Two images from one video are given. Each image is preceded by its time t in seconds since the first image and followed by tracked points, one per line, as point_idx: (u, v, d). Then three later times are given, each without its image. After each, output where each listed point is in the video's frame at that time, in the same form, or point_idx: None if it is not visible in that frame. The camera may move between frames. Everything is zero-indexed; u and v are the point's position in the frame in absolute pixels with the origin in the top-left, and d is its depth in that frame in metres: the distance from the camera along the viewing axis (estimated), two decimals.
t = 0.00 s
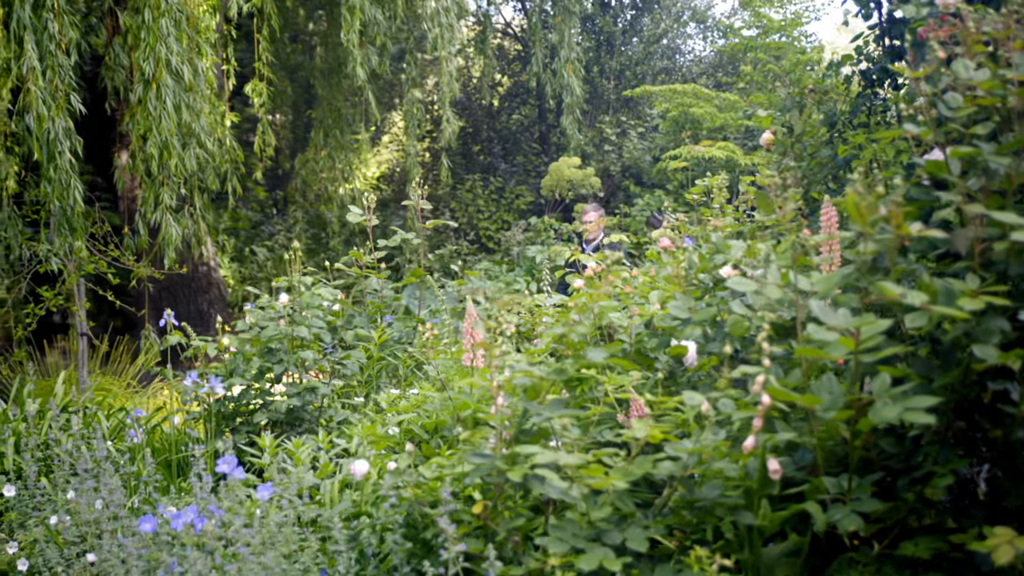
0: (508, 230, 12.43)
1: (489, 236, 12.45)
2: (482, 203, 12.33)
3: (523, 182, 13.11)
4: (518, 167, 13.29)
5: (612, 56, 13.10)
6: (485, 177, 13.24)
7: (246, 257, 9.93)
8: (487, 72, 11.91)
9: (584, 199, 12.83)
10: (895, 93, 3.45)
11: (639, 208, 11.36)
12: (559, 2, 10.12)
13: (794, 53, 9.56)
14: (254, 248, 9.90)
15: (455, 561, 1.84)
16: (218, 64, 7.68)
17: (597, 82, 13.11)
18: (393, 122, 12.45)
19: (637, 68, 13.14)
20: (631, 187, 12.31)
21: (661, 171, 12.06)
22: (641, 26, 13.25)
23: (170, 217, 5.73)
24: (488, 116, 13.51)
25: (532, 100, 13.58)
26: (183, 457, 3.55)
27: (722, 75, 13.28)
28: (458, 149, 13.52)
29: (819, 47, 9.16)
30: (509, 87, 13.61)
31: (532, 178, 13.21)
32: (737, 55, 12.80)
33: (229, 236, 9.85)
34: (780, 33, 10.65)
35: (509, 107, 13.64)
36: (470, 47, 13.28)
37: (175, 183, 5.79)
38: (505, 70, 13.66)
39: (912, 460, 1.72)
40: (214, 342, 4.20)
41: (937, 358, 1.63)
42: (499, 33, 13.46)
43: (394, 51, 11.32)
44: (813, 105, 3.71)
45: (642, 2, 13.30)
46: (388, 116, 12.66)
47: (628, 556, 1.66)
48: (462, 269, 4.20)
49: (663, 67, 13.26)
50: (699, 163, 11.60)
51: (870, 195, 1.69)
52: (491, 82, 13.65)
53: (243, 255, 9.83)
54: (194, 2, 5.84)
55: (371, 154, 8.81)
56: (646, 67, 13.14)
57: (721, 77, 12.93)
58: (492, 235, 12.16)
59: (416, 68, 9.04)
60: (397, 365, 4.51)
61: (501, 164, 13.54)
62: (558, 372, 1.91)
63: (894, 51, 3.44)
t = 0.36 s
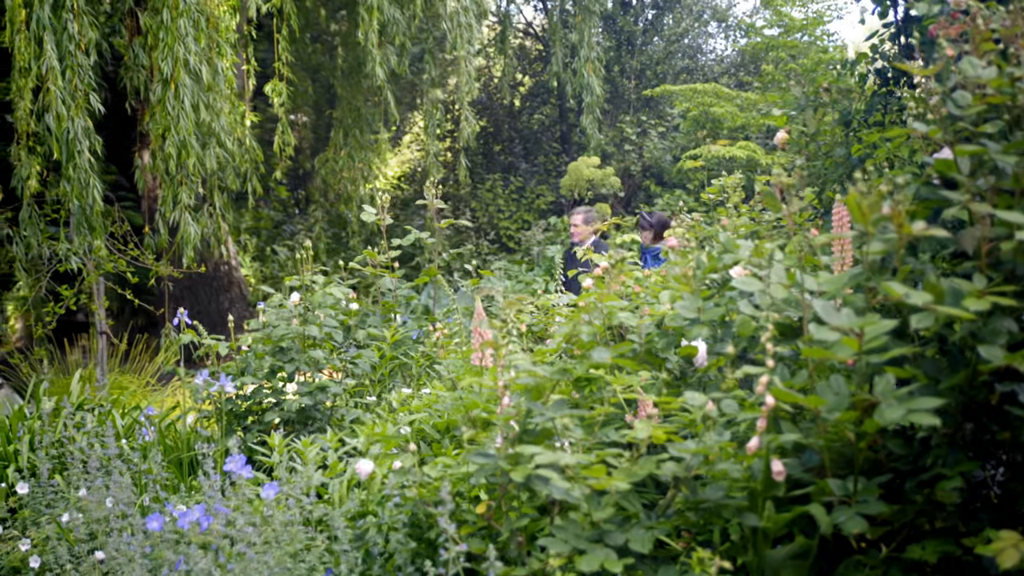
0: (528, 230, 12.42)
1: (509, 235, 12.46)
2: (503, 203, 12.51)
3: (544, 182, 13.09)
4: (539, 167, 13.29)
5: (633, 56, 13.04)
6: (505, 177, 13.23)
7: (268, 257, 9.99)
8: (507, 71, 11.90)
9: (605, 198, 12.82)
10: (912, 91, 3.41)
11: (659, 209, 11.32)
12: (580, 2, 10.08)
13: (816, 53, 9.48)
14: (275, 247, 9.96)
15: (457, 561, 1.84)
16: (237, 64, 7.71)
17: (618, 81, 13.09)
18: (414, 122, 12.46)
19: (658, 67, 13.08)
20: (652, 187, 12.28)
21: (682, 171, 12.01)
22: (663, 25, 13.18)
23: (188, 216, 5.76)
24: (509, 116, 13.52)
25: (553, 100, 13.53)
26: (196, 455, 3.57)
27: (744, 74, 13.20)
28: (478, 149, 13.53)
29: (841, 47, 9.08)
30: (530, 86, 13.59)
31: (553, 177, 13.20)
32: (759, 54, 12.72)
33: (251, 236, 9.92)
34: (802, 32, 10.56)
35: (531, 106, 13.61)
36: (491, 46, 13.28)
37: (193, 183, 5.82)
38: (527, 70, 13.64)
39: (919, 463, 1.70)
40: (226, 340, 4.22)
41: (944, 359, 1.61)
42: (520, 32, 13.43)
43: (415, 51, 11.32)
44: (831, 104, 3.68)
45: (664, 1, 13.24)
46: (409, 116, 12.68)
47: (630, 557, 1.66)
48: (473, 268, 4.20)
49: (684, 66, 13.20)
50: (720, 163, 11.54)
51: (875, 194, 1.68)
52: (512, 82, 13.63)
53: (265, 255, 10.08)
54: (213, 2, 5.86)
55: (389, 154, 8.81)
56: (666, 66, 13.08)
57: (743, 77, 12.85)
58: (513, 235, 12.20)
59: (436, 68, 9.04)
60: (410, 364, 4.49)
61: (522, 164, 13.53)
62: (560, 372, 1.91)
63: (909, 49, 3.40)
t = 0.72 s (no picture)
0: (550, 229, 12.41)
1: (531, 235, 12.49)
2: (524, 203, 12.55)
3: (567, 182, 13.10)
4: (561, 167, 13.29)
5: (655, 55, 13.00)
6: (527, 177, 13.23)
7: (290, 256, 10.08)
8: (529, 71, 11.90)
9: (628, 198, 12.83)
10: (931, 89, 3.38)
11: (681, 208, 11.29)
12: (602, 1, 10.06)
13: (839, 51, 9.42)
14: (298, 247, 10.04)
15: (460, 562, 1.83)
16: (258, 63, 7.75)
17: (640, 81, 13.08)
18: (436, 122, 12.48)
19: (680, 66, 13.03)
20: (674, 187, 12.27)
21: (704, 171, 11.97)
22: (685, 24, 13.14)
23: (207, 215, 5.79)
24: (532, 115, 13.52)
25: (575, 99, 13.51)
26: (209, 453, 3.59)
27: (767, 74, 13.14)
28: (501, 149, 13.53)
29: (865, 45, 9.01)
30: (553, 86, 13.58)
31: (575, 177, 13.23)
32: (783, 53, 12.65)
33: (274, 235, 10.00)
34: (825, 30, 10.48)
35: (553, 106, 13.59)
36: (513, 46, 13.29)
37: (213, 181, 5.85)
38: (549, 70, 13.64)
39: (928, 464, 1.67)
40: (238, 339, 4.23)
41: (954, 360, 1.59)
42: (542, 32, 13.44)
43: (436, 51, 11.33)
44: (849, 103, 3.66)
45: None
46: (430, 116, 12.71)
47: (634, 559, 1.65)
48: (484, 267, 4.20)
49: (707, 65, 13.14)
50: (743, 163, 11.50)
51: (881, 191, 1.66)
52: (535, 81, 13.63)
53: (288, 255, 10.16)
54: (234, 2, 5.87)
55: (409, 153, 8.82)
56: (688, 65, 13.02)
57: (766, 76, 12.79)
58: (535, 234, 12.21)
59: (456, 67, 9.04)
60: (423, 365, 4.40)
61: (544, 164, 13.52)
62: (565, 371, 1.90)
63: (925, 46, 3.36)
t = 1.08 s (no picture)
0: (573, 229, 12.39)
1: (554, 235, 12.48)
2: (548, 202, 12.56)
3: (590, 181, 13.06)
4: (584, 166, 13.25)
5: (680, 54, 12.92)
6: (551, 176, 13.19)
7: (313, 256, 10.12)
8: (553, 69, 11.87)
9: (651, 198, 12.79)
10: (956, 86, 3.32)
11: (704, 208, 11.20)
12: None
13: (867, 50, 9.29)
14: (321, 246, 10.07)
15: (464, 562, 1.82)
16: (280, 63, 7.77)
17: (664, 79, 13.01)
18: (459, 121, 12.46)
19: (704, 64, 12.95)
20: (698, 186, 12.20)
21: (728, 171, 11.87)
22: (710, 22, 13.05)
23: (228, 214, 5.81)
24: (556, 115, 13.48)
25: (599, 98, 13.45)
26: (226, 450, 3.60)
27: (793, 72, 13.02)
28: (525, 148, 13.51)
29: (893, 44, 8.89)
30: (577, 85, 13.54)
31: (599, 176, 13.19)
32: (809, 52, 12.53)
33: (298, 234, 10.04)
34: (852, 28, 10.37)
35: (577, 105, 13.54)
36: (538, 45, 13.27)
37: (233, 180, 5.88)
38: (574, 69, 13.60)
39: (938, 466, 1.65)
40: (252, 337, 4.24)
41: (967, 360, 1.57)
42: (566, 31, 13.41)
43: (459, 50, 11.31)
44: (872, 101, 3.61)
45: None
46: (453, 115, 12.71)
47: (640, 560, 1.63)
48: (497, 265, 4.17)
49: (731, 64, 13.05)
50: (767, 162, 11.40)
51: (890, 190, 1.64)
52: (560, 80, 13.58)
53: (311, 254, 10.19)
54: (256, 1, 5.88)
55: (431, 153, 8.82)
56: (713, 64, 12.93)
57: (792, 75, 12.67)
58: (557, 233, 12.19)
59: (479, 67, 9.02)
60: (440, 363, 4.33)
61: (567, 163, 13.50)
62: (572, 371, 1.88)
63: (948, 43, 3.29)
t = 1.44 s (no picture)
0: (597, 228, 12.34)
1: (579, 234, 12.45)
2: (572, 201, 12.53)
3: (614, 181, 13.02)
4: (609, 167, 13.23)
5: (705, 53, 12.85)
6: (576, 176, 13.14)
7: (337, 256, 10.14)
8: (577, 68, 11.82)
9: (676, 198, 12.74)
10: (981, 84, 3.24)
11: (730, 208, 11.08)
12: None
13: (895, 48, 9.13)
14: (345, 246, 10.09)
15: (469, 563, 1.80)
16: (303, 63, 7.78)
17: (689, 79, 12.94)
18: (483, 120, 12.45)
19: (730, 64, 12.86)
20: (723, 186, 12.10)
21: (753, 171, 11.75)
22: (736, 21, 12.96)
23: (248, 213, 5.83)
24: (581, 114, 13.43)
25: (625, 97, 13.38)
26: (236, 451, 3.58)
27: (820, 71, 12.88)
28: (550, 147, 13.48)
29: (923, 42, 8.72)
30: (602, 84, 13.49)
31: (623, 176, 13.14)
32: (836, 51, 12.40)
33: (322, 234, 10.06)
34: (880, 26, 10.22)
35: (603, 105, 13.50)
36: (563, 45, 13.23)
37: (255, 179, 5.90)
38: (599, 68, 13.55)
39: (952, 468, 1.61)
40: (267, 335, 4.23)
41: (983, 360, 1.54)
42: (592, 31, 13.36)
43: (483, 50, 11.29)
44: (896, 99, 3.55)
45: None
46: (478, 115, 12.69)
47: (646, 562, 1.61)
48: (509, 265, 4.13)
49: (757, 62, 12.95)
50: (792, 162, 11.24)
51: (900, 186, 1.60)
52: (585, 79, 13.55)
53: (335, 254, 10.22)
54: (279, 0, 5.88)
55: (454, 152, 8.81)
56: (738, 62, 12.84)
57: (819, 74, 12.54)
58: (582, 233, 12.15)
59: (502, 66, 8.99)
60: (455, 363, 4.35)
61: (593, 163, 13.45)
62: (579, 370, 1.86)
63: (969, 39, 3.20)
